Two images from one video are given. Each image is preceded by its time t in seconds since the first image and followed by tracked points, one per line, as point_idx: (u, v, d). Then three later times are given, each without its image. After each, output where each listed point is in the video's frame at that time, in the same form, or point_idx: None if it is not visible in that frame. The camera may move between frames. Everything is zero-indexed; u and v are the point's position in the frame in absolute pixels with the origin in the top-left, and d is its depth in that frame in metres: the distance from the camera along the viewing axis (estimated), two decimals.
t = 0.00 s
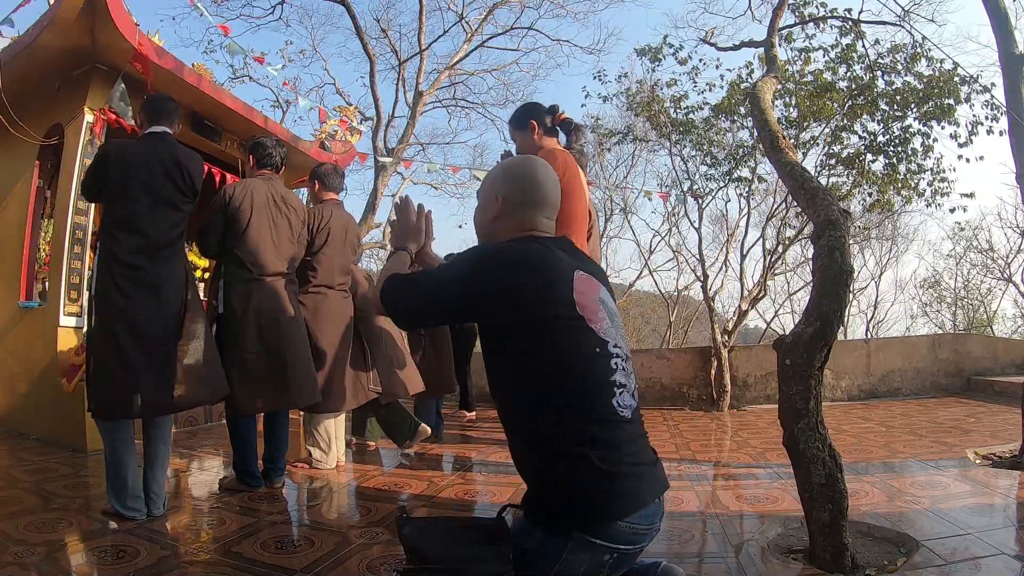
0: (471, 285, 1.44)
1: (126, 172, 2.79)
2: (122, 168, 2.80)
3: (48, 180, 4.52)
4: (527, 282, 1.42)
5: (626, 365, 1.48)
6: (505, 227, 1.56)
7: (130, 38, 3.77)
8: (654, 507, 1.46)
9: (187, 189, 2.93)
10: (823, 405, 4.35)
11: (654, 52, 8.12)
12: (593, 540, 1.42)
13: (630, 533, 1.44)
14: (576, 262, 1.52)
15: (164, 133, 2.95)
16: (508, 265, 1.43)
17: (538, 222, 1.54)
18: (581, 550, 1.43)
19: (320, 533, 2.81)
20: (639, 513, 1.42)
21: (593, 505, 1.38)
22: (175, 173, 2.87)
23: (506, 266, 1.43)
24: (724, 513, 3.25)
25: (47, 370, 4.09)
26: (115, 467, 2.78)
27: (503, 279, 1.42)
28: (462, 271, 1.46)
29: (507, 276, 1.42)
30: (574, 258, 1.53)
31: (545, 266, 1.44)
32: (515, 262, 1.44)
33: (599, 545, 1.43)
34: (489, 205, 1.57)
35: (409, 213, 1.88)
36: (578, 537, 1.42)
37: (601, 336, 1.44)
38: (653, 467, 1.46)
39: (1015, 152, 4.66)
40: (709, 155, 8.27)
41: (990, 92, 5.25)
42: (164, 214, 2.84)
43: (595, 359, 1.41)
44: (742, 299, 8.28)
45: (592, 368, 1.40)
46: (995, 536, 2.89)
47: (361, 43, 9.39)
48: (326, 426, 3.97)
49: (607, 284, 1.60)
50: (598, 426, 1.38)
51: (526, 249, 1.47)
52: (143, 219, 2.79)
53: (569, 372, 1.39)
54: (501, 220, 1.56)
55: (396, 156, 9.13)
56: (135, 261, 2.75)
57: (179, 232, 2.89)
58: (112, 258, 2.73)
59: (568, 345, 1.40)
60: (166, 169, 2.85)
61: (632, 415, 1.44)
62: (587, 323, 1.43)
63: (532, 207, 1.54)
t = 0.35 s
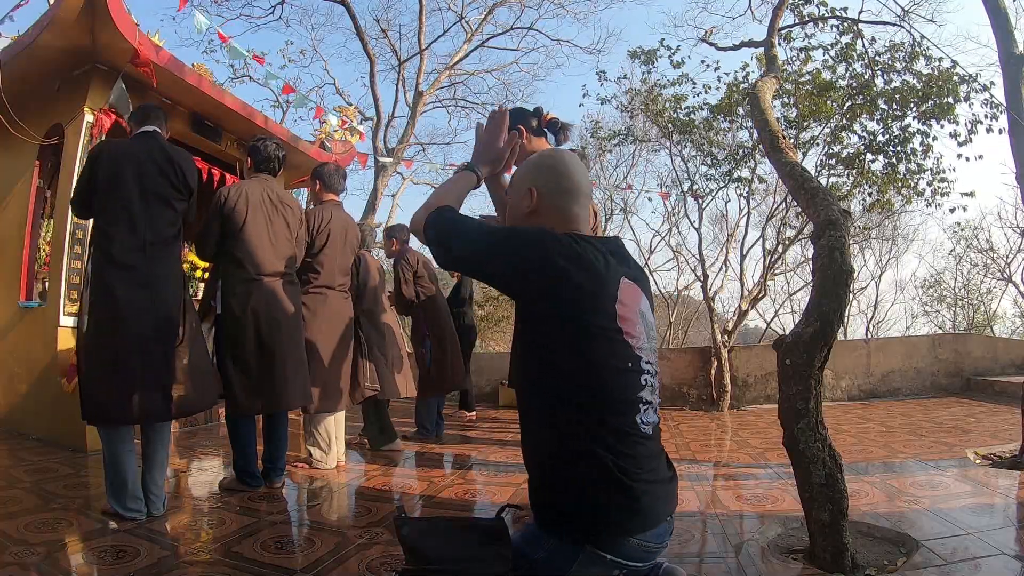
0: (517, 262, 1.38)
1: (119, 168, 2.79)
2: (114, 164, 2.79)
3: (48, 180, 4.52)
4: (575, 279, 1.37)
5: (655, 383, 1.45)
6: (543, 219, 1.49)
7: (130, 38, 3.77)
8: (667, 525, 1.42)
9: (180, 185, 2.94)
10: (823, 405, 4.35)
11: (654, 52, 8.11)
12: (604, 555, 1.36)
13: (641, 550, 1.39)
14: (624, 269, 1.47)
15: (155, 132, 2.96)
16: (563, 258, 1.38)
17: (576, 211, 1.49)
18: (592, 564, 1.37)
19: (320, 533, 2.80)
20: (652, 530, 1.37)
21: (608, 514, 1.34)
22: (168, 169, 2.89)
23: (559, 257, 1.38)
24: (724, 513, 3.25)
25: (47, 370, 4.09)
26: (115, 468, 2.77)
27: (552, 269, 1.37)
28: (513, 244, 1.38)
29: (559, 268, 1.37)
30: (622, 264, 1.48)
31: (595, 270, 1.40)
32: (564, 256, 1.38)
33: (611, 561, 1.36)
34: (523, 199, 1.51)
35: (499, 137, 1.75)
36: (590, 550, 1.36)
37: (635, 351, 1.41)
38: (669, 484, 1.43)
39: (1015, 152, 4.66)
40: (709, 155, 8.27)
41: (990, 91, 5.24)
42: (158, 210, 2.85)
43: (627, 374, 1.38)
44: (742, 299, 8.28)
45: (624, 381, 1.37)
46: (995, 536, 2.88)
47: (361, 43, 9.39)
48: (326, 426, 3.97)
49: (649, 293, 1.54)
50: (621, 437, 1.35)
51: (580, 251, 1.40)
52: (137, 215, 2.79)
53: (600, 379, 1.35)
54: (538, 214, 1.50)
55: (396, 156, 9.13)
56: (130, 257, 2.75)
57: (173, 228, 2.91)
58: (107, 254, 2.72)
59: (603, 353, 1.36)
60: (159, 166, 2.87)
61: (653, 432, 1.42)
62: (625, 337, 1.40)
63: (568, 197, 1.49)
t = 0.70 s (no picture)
0: (528, 257, 1.35)
1: (116, 168, 2.79)
2: (110, 165, 2.79)
3: (48, 180, 4.52)
4: (589, 279, 1.34)
5: (663, 390, 1.43)
6: (557, 217, 1.47)
7: (130, 38, 3.77)
8: (670, 532, 1.39)
9: (179, 182, 2.96)
10: (823, 404, 4.35)
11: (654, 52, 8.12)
12: (607, 560, 1.31)
13: (644, 556, 1.35)
14: (639, 272, 1.44)
15: (150, 133, 2.97)
16: (578, 257, 1.35)
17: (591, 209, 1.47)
18: (594, 568, 1.32)
19: (320, 533, 2.80)
20: (655, 536, 1.34)
21: (612, 515, 1.30)
22: (167, 167, 2.92)
23: (573, 255, 1.34)
24: (724, 513, 3.25)
25: (47, 370, 4.09)
26: (115, 470, 2.77)
27: (566, 267, 1.34)
28: (527, 239, 1.35)
29: (574, 266, 1.34)
30: (637, 267, 1.45)
31: (610, 272, 1.36)
32: (578, 255, 1.35)
33: (613, 566, 1.32)
34: (538, 196, 1.48)
35: (533, 125, 1.61)
36: (593, 554, 1.31)
37: (647, 357, 1.39)
38: (673, 492, 1.40)
39: (1015, 152, 4.66)
40: (709, 156, 8.28)
41: (990, 92, 5.24)
42: (158, 207, 2.87)
43: (637, 379, 1.35)
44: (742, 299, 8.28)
45: (634, 385, 1.34)
46: (995, 536, 2.88)
47: (361, 43, 9.39)
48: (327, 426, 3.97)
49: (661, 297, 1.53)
50: (627, 440, 1.32)
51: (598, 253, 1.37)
52: (136, 214, 2.80)
53: (610, 380, 1.32)
54: (551, 214, 1.48)
55: (396, 156, 9.13)
56: (130, 256, 2.75)
57: (172, 227, 2.92)
58: (107, 254, 2.71)
59: (613, 355, 1.33)
60: (156, 165, 2.88)
61: (660, 438, 1.40)
62: (637, 341, 1.37)
63: (582, 196, 1.47)
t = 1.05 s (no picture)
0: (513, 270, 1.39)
1: (118, 168, 2.79)
2: (112, 165, 2.79)
3: (48, 180, 4.52)
4: (572, 285, 1.36)
5: (660, 388, 1.43)
6: (543, 223, 1.51)
7: (130, 38, 3.77)
8: (670, 532, 1.39)
9: (182, 183, 2.95)
10: (823, 404, 4.35)
11: (654, 52, 8.12)
12: (608, 561, 1.32)
13: (644, 558, 1.35)
14: (622, 272, 1.45)
15: (153, 131, 2.96)
16: (557, 265, 1.37)
17: (575, 214, 1.51)
18: (594, 569, 1.33)
19: (320, 533, 2.80)
20: (656, 538, 1.34)
21: (611, 516, 1.30)
22: (170, 168, 2.91)
23: (552, 264, 1.37)
24: (724, 513, 3.25)
25: (47, 370, 4.09)
26: (114, 471, 2.78)
27: (550, 277, 1.36)
28: (508, 256, 1.40)
29: (556, 275, 1.36)
30: (619, 267, 1.46)
31: (593, 275, 1.38)
32: (560, 263, 1.37)
33: (614, 567, 1.33)
34: (522, 204, 1.52)
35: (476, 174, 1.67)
36: (593, 556, 1.32)
37: (641, 356, 1.39)
38: (673, 491, 1.40)
39: (1015, 153, 4.66)
40: (709, 156, 8.28)
41: (991, 94, 5.24)
42: (161, 208, 2.86)
43: (633, 378, 1.36)
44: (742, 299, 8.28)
45: (630, 386, 1.35)
46: (995, 536, 2.88)
47: (361, 43, 9.39)
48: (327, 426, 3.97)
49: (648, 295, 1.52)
50: (625, 441, 1.32)
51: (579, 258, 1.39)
52: (137, 214, 2.79)
53: (602, 381, 1.33)
54: (536, 220, 1.52)
55: (396, 157, 9.14)
56: (131, 257, 2.75)
57: (174, 227, 2.91)
58: (107, 254, 2.72)
59: (604, 356, 1.34)
60: (159, 165, 2.87)
61: (659, 438, 1.40)
62: (629, 341, 1.38)
63: (566, 202, 1.51)
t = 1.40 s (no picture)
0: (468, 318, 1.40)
1: (127, 172, 2.79)
2: (121, 167, 2.79)
3: (48, 180, 4.52)
4: (522, 305, 1.39)
5: (636, 370, 1.45)
6: (480, 261, 1.56)
7: (130, 38, 3.76)
8: (665, 518, 1.41)
9: (189, 188, 2.95)
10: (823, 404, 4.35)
11: (654, 52, 8.12)
12: (604, 550, 1.36)
13: (641, 545, 1.39)
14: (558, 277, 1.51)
15: (161, 132, 2.95)
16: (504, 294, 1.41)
17: (508, 247, 1.55)
18: (590, 559, 1.37)
19: (320, 534, 2.80)
20: (652, 525, 1.37)
21: (603, 511, 1.34)
22: (177, 171, 2.90)
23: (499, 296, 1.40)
24: (724, 513, 3.25)
25: (47, 370, 4.09)
26: (114, 471, 2.77)
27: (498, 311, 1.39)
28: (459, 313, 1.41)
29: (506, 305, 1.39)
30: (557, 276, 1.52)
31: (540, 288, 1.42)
32: (502, 293, 1.40)
33: (610, 556, 1.36)
34: (457, 244, 1.57)
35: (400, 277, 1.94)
36: (586, 547, 1.37)
37: (607, 340, 1.42)
38: (666, 477, 1.42)
39: (1015, 153, 4.66)
40: (709, 156, 8.28)
41: (990, 94, 5.24)
42: (167, 212, 2.86)
43: (606, 362, 1.38)
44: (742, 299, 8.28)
45: (603, 370, 1.36)
46: (995, 536, 2.88)
47: (361, 43, 9.39)
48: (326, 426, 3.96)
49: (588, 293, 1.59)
50: (612, 436, 1.33)
51: (509, 276, 1.44)
52: (145, 218, 2.78)
53: (578, 373, 1.35)
54: (473, 258, 1.57)
55: (396, 157, 9.15)
56: (137, 260, 2.74)
57: (181, 229, 2.91)
58: (113, 257, 2.72)
59: (574, 350, 1.36)
60: (166, 168, 2.87)
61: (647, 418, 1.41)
62: (588, 328, 1.40)
63: (499, 237, 1.55)
